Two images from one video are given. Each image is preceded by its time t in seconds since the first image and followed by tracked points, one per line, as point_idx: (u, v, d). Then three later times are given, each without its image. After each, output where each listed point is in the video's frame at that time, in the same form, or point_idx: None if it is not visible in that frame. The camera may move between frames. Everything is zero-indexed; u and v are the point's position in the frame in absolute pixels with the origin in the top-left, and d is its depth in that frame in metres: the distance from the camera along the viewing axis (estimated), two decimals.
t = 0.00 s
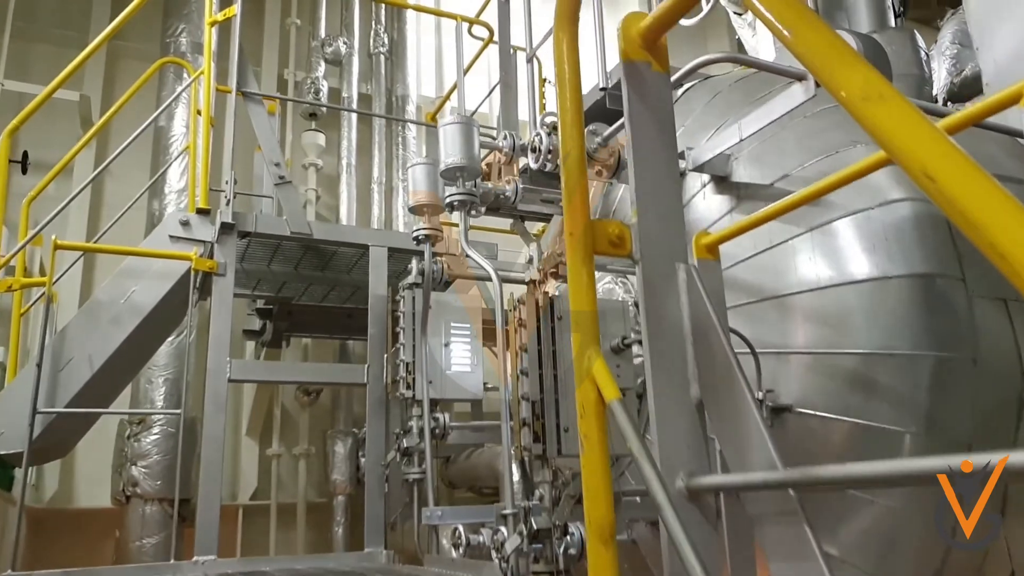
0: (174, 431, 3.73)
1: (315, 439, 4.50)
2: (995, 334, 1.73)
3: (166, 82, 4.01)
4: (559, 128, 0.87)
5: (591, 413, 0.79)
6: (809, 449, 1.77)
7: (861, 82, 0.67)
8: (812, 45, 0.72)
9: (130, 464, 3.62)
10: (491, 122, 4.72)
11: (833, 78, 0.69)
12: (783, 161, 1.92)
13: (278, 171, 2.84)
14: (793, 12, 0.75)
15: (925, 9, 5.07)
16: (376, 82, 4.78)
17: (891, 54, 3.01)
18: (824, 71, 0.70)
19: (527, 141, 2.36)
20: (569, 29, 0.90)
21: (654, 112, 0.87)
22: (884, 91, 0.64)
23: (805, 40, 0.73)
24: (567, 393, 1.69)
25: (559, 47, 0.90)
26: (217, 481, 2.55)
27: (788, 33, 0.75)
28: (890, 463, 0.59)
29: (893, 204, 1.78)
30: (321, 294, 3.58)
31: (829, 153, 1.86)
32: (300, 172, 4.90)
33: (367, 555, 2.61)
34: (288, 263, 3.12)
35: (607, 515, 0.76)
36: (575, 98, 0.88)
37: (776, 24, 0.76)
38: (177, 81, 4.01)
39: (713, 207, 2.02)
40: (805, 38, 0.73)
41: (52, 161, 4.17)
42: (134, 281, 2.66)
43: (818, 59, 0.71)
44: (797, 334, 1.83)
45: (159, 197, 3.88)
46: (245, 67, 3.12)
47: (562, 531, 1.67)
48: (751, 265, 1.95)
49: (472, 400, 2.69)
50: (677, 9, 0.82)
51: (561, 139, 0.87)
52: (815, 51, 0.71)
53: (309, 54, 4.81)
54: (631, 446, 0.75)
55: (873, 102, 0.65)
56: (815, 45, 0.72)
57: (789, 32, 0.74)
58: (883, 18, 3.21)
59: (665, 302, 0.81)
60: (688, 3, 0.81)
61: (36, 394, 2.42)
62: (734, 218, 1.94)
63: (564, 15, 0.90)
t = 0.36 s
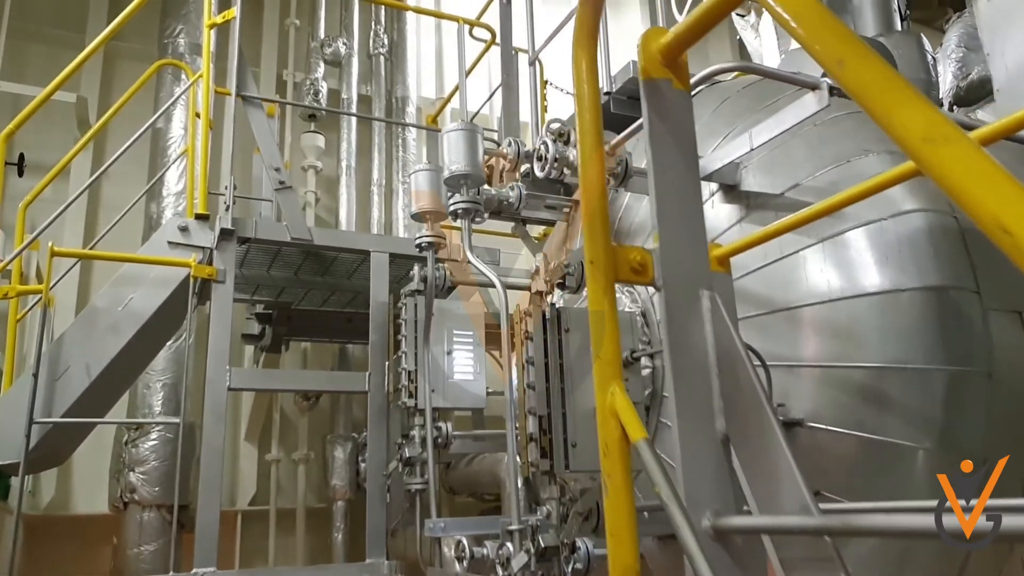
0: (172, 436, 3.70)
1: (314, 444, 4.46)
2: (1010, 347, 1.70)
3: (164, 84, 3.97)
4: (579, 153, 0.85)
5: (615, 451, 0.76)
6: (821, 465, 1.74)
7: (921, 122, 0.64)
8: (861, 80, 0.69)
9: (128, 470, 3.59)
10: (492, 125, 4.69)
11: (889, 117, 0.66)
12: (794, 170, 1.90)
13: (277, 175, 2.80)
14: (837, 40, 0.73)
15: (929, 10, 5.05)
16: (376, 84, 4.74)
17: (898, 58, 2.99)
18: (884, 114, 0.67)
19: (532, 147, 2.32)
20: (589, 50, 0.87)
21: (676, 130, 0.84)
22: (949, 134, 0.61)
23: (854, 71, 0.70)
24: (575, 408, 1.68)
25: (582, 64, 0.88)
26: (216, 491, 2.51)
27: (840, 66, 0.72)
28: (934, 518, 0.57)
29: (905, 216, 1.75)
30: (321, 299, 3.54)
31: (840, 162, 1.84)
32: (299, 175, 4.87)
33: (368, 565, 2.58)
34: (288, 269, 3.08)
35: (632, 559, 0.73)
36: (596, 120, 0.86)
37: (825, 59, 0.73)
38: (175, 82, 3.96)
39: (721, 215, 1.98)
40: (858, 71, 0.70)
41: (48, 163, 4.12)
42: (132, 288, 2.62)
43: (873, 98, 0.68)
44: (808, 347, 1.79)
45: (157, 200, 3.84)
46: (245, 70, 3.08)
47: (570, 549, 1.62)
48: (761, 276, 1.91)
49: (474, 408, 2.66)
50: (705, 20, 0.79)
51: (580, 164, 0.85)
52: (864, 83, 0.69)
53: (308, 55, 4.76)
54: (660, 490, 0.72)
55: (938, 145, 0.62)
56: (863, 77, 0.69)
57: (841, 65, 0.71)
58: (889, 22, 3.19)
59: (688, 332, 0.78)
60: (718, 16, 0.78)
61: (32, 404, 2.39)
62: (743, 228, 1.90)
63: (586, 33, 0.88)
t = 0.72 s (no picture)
0: (171, 440, 3.68)
1: (314, 447, 4.44)
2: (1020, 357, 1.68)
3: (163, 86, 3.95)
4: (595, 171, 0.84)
5: (634, 481, 0.75)
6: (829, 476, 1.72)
7: (973, 159, 0.59)
8: (907, 113, 0.63)
9: (127, 475, 3.57)
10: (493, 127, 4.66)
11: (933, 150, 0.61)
12: (802, 177, 1.88)
13: (278, 180, 2.78)
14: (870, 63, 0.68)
15: (930, 10, 5.03)
16: (376, 85, 4.72)
17: (903, 62, 2.97)
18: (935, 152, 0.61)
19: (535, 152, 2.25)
20: (604, 65, 0.86)
21: (692, 147, 0.82)
22: (1001, 172, 0.56)
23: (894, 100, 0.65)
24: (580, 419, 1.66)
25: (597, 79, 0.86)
26: (216, 499, 2.49)
27: (875, 91, 0.66)
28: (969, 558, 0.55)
29: (914, 224, 1.73)
30: (321, 303, 3.52)
31: (848, 169, 1.82)
32: (299, 176, 4.85)
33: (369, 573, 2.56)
34: (289, 273, 3.06)
35: None
36: (613, 138, 0.84)
37: (863, 87, 0.67)
38: (175, 84, 3.94)
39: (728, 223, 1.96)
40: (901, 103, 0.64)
41: (47, 165, 4.10)
42: (132, 293, 2.60)
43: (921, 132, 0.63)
44: (815, 357, 1.77)
45: (156, 202, 3.82)
46: (245, 73, 3.06)
47: (577, 563, 1.61)
48: (768, 284, 1.89)
49: (476, 414, 2.64)
50: (728, 30, 0.77)
51: (596, 182, 0.84)
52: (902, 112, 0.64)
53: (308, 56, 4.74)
54: (681, 523, 0.70)
55: (991, 183, 0.57)
56: (902, 106, 0.64)
57: (881, 93, 0.66)
58: (894, 24, 3.17)
59: (706, 355, 0.76)
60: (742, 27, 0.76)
61: (31, 412, 2.37)
62: (750, 237, 1.89)
63: (601, 48, 0.86)
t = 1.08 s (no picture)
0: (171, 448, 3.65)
1: (315, 454, 4.41)
2: None
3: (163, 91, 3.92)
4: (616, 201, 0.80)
5: (662, 531, 0.72)
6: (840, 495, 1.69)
7: None
8: (972, 167, 0.56)
9: (127, 483, 3.54)
10: (494, 131, 4.63)
11: (1005, 212, 0.53)
12: (813, 190, 1.85)
13: (280, 188, 2.75)
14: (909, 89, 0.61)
15: (933, 11, 4.99)
16: (377, 89, 4.69)
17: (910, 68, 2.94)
18: (988, 196, 0.55)
19: (541, 160, 2.22)
20: (626, 91, 0.83)
21: (716, 174, 0.79)
22: None
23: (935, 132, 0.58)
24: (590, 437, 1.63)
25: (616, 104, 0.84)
26: (217, 513, 2.46)
27: (935, 141, 0.58)
28: None
29: (928, 238, 1.70)
30: (322, 311, 3.49)
31: (860, 181, 1.79)
32: (300, 181, 4.81)
33: None
34: (290, 281, 3.03)
35: None
36: (635, 166, 0.81)
37: (916, 134, 0.60)
38: (174, 88, 3.90)
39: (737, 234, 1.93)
40: (963, 155, 0.56)
41: (47, 171, 4.07)
42: (131, 304, 2.57)
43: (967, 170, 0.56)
44: (826, 372, 1.74)
45: (156, 208, 3.79)
46: (246, 79, 3.02)
47: None
48: (779, 297, 1.87)
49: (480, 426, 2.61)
50: (754, 54, 0.75)
51: (618, 212, 0.81)
52: (966, 167, 0.56)
53: (308, 59, 4.70)
54: None
55: None
56: (966, 160, 0.56)
57: (939, 141, 0.58)
58: (900, 29, 3.14)
59: (733, 394, 0.74)
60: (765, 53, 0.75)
61: (30, 425, 2.34)
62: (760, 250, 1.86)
63: (621, 71, 0.83)
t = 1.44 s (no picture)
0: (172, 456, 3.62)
1: (316, 461, 4.38)
2: None
3: (162, 96, 3.88)
4: (640, 234, 0.78)
5: None
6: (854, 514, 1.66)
7: None
8: None
9: (127, 492, 3.51)
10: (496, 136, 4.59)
11: None
12: (825, 202, 1.82)
13: (282, 197, 2.72)
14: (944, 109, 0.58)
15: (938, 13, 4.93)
16: (377, 93, 4.66)
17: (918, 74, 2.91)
18: None
19: (548, 170, 2.19)
20: (650, 123, 0.81)
21: (742, 205, 0.77)
22: None
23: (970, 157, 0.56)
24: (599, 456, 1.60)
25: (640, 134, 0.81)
26: (219, 526, 2.42)
27: (1001, 198, 0.54)
28: None
29: (943, 252, 1.67)
30: (324, 319, 3.46)
31: (873, 195, 1.76)
32: (300, 185, 4.78)
33: None
34: (292, 290, 3.00)
35: None
36: (659, 197, 0.79)
37: (980, 189, 0.55)
38: (174, 93, 3.87)
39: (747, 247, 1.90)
40: None
41: (47, 176, 4.04)
42: (131, 314, 2.54)
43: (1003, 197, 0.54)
44: (839, 389, 1.71)
45: (155, 214, 3.75)
46: (246, 86, 2.99)
47: None
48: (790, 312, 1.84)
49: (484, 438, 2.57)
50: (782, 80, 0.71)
51: (643, 246, 0.78)
52: None
53: (309, 63, 4.67)
54: None
55: None
56: None
57: (1006, 199, 0.54)
58: (907, 35, 3.11)
59: (762, 437, 0.71)
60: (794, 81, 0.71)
61: (29, 438, 2.31)
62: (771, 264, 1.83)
63: (644, 101, 0.81)
